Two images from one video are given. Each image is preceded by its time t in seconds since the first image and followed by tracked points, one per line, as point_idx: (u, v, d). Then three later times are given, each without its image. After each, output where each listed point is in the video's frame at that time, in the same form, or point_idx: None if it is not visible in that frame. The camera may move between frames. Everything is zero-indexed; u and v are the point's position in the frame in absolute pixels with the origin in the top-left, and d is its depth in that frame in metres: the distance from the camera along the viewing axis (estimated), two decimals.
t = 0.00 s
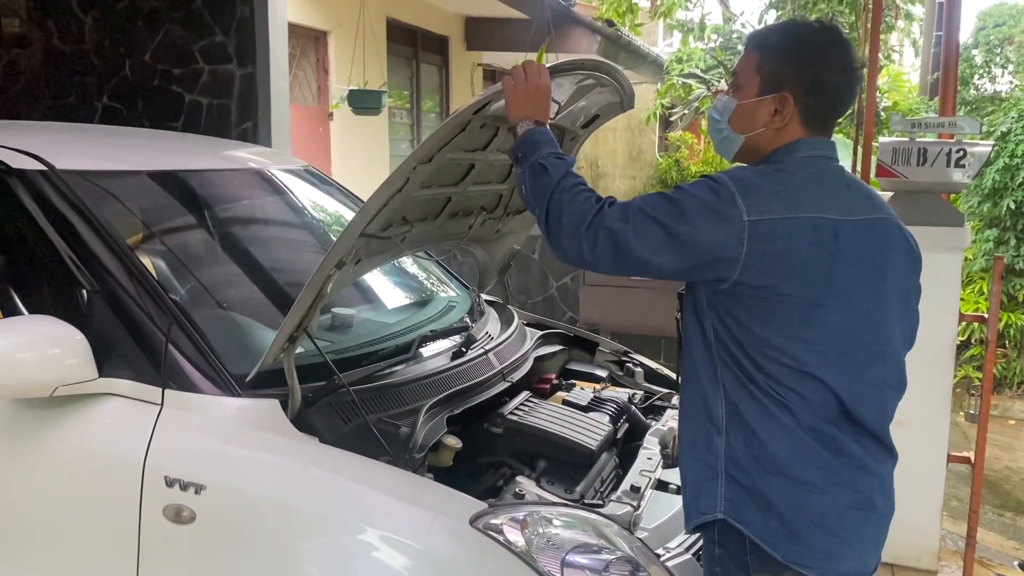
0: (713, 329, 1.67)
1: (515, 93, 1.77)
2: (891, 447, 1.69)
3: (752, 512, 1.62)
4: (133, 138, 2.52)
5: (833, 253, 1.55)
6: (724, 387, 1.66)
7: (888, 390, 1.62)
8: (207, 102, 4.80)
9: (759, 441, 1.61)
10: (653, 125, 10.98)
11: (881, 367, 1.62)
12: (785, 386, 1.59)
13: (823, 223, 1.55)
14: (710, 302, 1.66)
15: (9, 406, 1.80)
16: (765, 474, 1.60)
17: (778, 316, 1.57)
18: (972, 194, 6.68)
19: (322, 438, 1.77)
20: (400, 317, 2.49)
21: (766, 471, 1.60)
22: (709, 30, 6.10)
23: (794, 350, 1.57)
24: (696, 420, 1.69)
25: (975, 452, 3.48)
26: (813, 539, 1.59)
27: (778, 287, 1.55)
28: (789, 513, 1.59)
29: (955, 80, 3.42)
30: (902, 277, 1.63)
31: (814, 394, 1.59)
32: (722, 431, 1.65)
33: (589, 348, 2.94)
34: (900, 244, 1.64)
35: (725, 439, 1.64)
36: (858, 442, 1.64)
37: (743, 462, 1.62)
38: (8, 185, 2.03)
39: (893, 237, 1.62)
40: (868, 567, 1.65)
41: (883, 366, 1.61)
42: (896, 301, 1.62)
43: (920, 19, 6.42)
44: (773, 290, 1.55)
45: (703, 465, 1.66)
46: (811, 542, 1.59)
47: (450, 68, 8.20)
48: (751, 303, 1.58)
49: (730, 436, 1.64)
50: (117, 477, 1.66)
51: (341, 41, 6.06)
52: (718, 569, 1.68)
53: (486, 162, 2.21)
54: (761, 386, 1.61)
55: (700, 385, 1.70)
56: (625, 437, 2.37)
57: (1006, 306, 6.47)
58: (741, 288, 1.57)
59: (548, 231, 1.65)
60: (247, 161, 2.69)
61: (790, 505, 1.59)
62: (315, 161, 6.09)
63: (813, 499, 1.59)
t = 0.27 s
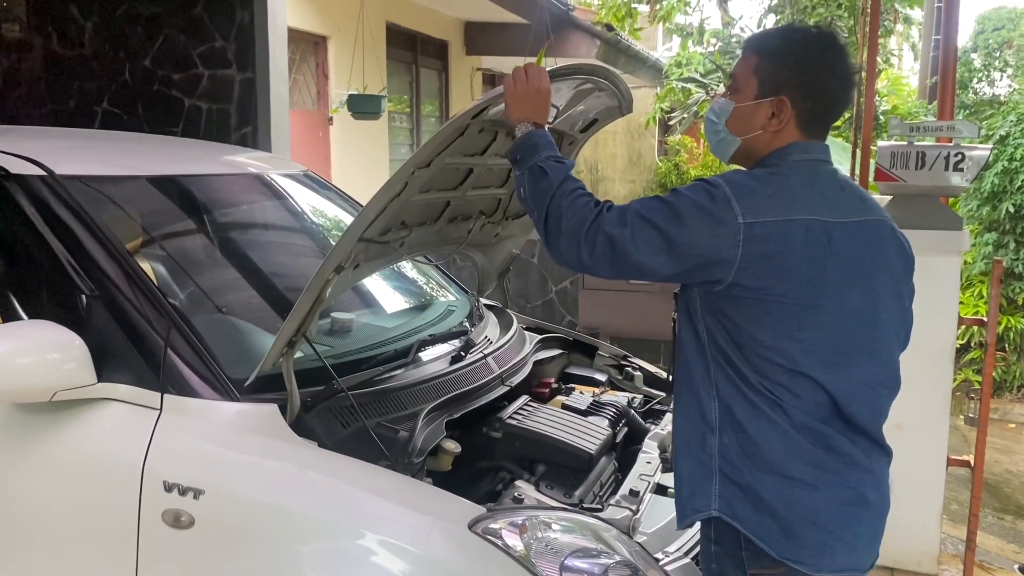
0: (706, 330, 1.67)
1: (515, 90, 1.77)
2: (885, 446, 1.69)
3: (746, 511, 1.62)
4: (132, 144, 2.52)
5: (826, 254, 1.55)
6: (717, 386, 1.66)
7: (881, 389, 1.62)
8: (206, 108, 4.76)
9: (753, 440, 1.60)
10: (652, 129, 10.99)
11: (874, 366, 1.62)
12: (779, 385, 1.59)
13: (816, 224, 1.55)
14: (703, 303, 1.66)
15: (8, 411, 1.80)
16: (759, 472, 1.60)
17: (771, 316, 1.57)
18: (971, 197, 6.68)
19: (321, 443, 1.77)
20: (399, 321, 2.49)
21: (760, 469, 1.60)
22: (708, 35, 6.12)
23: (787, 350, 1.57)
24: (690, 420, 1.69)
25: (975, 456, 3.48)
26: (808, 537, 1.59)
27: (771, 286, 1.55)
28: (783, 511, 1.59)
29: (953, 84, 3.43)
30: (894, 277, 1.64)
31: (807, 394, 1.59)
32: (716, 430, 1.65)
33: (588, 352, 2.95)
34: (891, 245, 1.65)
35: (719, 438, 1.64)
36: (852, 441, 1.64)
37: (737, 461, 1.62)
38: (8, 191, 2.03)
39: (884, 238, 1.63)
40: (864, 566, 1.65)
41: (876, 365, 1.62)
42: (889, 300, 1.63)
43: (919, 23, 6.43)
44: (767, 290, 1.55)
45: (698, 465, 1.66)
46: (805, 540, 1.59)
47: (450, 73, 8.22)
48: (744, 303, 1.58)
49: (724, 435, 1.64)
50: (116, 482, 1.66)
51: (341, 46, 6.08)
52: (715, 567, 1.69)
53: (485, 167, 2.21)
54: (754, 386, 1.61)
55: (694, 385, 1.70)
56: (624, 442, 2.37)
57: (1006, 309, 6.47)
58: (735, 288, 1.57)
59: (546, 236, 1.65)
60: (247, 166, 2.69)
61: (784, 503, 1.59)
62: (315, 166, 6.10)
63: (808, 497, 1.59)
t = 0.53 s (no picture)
0: (702, 332, 1.67)
1: (525, 85, 1.76)
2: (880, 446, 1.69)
3: (742, 510, 1.62)
4: (132, 148, 2.52)
5: (820, 255, 1.56)
6: (712, 387, 1.66)
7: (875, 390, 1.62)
8: (207, 112, 4.76)
9: (748, 439, 1.60)
10: (652, 133, 10.99)
11: (868, 367, 1.62)
12: (773, 386, 1.59)
13: (809, 226, 1.56)
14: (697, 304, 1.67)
15: (8, 415, 1.80)
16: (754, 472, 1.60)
17: (765, 317, 1.57)
18: (971, 200, 6.69)
19: (321, 447, 1.77)
20: (399, 325, 2.49)
21: (755, 469, 1.60)
22: (708, 38, 6.12)
23: (781, 351, 1.57)
24: (686, 421, 1.69)
25: (976, 458, 3.48)
26: (804, 536, 1.59)
27: (765, 287, 1.55)
28: (779, 511, 1.59)
29: (952, 87, 3.43)
30: (888, 279, 1.64)
31: (802, 395, 1.59)
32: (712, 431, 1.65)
33: (588, 355, 2.94)
34: (885, 246, 1.65)
35: (715, 438, 1.64)
36: (847, 441, 1.64)
37: (733, 461, 1.62)
38: (8, 196, 2.03)
39: (878, 239, 1.64)
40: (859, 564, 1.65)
41: (869, 366, 1.62)
42: (883, 301, 1.63)
43: (918, 26, 6.44)
44: (761, 290, 1.55)
45: (694, 465, 1.66)
46: (801, 539, 1.59)
47: (450, 77, 8.23)
48: (739, 305, 1.58)
49: (719, 436, 1.64)
50: (116, 487, 1.66)
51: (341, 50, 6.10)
52: (712, 568, 1.68)
53: (484, 171, 2.22)
54: (750, 387, 1.61)
55: (690, 386, 1.70)
56: (624, 445, 2.37)
57: (1006, 312, 6.47)
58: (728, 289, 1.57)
59: (544, 238, 1.64)
60: (247, 170, 2.70)
61: (779, 502, 1.59)
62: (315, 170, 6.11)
63: (803, 496, 1.59)
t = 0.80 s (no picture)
0: (703, 327, 1.67)
1: (551, 75, 1.78)
2: (878, 448, 1.69)
3: (740, 506, 1.61)
4: (132, 153, 2.52)
5: (819, 255, 1.56)
6: (714, 382, 1.65)
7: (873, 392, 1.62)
8: (207, 116, 4.77)
9: (747, 435, 1.60)
10: (653, 136, 10.99)
11: (866, 368, 1.62)
12: (773, 384, 1.59)
13: (809, 225, 1.56)
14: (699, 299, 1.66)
15: (8, 421, 1.80)
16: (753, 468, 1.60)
17: (766, 314, 1.57)
18: (973, 201, 6.68)
19: (321, 451, 1.77)
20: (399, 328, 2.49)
21: (754, 466, 1.59)
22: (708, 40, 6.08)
23: (780, 349, 1.57)
24: (688, 416, 1.68)
25: (978, 460, 3.47)
26: (801, 533, 1.59)
27: (767, 284, 1.55)
28: (777, 508, 1.59)
29: (953, 89, 3.43)
30: (887, 283, 1.64)
31: (801, 393, 1.59)
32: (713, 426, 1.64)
33: (589, 358, 2.94)
34: (886, 250, 1.65)
35: (715, 433, 1.63)
36: (845, 442, 1.64)
37: (733, 456, 1.62)
38: (7, 201, 2.03)
39: (879, 242, 1.63)
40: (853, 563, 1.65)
41: (867, 367, 1.62)
42: (882, 304, 1.63)
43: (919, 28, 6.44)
44: (761, 287, 1.55)
45: (694, 460, 1.65)
46: (797, 536, 1.59)
47: (451, 80, 8.24)
48: (740, 300, 1.58)
49: (719, 431, 1.63)
50: (116, 492, 1.66)
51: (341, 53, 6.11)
52: (711, 566, 1.67)
53: (484, 173, 2.22)
54: (750, 383, 1.60)
55: (691, 381, 1.69)
56: (625, 448, 2.36)
57: (1008, 314, 6.45)
58: (730, 285, 1.57)
59: (552, 224, 1.67)
60: (247, 174, 2.70)
61: (776, 499, 1.58)
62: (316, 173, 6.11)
63: (800, 493, 1.59)
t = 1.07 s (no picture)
0: (726, 317, 1.72)
1: (582, 72, 1.85)
2: (894, 441, 1.73)
3: (762, 490, 1.63)
4: (132, 156, 2.52)
5: (836, 248, 1.61)
6: (738, 369, 1.69)
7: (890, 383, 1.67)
8: (208, 120, 4.78)
9: (770, 420, 1.63)
10: (655, 137, 10.98)
11: (881, 360, 1.67)
12: (796, 370, 1.63)
13: (828, 219, 1.61)
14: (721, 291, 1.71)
15: (6, 426, 1.79)
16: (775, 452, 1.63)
17: (788, 303, 1.61)
18: (976, 202, 6.66)
19: (320, 456, 1.75)
20: (401, 332, 2.48)
21: (777, 447, 1.63)
22: (710, 41, 6.08)
23: (800, 336, 1.61)
24: (713, 402, 1.72)
25: (983, 461, 3.45)
26: (821, 518, 1.61)
27: (788, 273, 1.60)
28: (798, 490, 1.61)
29: (955, 89, 3.41)
30: (902, 280, 1.69)
31: (821, 381, 1.63)
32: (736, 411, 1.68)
33: (591, 361, 2.93)
34: (901, 249, 1.70)
35: (739, 417, 1.67)
36: (863, 431, 1.68)
37: (756, 441, 1.65)
38: (5, 205, 2.02)
39: (893, 241, 1.69)
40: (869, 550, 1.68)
41: (882, 359, 1.66)
42: (896, 299, 1.68)
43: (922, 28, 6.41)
44: (782, 276, 1.60)
45: (718, 442, 1.68)
46: (818, 521, 1.61)
47: (453, 83, 8.24)
48: (762, 290, 1.63)
49: (742, 416, 1.67)
50: (115, 497, 1.65)
51: (342, 56, 6.11)
52: (730, 552, 1.69)
53: (485, 176, 2.21)
54: (773, 370, 1.64)
55: (714, 369, 1.73)
56: (628, 451, 2.35)
57: (1012, 314, 6.43)
58: (752, 274, 1.62)
59: (585, 214, 1.74)
60: (248, 177, 2.69)
61: (798, 483, 1.61)
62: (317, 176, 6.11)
63: (820, 478, 1.62)
